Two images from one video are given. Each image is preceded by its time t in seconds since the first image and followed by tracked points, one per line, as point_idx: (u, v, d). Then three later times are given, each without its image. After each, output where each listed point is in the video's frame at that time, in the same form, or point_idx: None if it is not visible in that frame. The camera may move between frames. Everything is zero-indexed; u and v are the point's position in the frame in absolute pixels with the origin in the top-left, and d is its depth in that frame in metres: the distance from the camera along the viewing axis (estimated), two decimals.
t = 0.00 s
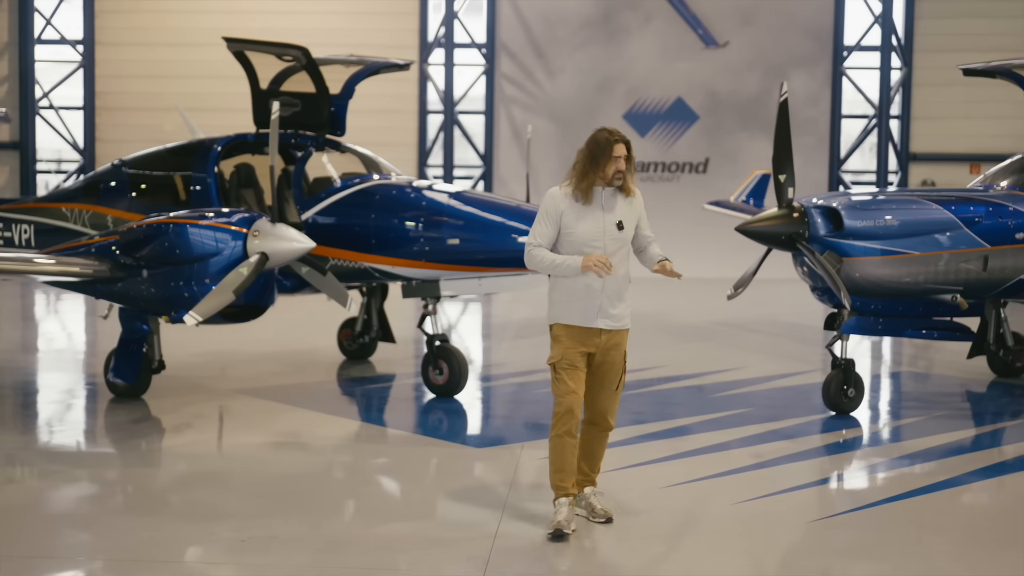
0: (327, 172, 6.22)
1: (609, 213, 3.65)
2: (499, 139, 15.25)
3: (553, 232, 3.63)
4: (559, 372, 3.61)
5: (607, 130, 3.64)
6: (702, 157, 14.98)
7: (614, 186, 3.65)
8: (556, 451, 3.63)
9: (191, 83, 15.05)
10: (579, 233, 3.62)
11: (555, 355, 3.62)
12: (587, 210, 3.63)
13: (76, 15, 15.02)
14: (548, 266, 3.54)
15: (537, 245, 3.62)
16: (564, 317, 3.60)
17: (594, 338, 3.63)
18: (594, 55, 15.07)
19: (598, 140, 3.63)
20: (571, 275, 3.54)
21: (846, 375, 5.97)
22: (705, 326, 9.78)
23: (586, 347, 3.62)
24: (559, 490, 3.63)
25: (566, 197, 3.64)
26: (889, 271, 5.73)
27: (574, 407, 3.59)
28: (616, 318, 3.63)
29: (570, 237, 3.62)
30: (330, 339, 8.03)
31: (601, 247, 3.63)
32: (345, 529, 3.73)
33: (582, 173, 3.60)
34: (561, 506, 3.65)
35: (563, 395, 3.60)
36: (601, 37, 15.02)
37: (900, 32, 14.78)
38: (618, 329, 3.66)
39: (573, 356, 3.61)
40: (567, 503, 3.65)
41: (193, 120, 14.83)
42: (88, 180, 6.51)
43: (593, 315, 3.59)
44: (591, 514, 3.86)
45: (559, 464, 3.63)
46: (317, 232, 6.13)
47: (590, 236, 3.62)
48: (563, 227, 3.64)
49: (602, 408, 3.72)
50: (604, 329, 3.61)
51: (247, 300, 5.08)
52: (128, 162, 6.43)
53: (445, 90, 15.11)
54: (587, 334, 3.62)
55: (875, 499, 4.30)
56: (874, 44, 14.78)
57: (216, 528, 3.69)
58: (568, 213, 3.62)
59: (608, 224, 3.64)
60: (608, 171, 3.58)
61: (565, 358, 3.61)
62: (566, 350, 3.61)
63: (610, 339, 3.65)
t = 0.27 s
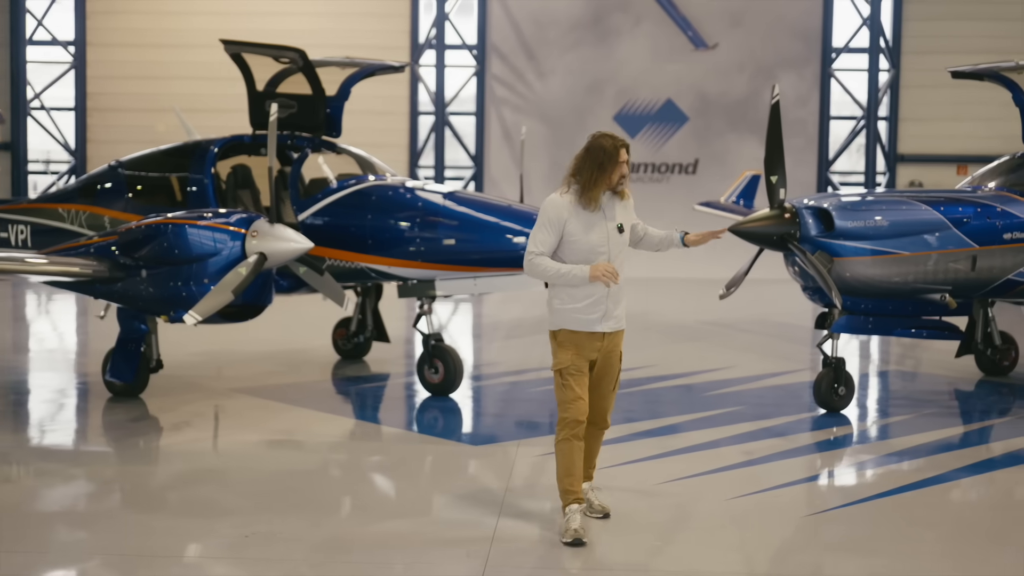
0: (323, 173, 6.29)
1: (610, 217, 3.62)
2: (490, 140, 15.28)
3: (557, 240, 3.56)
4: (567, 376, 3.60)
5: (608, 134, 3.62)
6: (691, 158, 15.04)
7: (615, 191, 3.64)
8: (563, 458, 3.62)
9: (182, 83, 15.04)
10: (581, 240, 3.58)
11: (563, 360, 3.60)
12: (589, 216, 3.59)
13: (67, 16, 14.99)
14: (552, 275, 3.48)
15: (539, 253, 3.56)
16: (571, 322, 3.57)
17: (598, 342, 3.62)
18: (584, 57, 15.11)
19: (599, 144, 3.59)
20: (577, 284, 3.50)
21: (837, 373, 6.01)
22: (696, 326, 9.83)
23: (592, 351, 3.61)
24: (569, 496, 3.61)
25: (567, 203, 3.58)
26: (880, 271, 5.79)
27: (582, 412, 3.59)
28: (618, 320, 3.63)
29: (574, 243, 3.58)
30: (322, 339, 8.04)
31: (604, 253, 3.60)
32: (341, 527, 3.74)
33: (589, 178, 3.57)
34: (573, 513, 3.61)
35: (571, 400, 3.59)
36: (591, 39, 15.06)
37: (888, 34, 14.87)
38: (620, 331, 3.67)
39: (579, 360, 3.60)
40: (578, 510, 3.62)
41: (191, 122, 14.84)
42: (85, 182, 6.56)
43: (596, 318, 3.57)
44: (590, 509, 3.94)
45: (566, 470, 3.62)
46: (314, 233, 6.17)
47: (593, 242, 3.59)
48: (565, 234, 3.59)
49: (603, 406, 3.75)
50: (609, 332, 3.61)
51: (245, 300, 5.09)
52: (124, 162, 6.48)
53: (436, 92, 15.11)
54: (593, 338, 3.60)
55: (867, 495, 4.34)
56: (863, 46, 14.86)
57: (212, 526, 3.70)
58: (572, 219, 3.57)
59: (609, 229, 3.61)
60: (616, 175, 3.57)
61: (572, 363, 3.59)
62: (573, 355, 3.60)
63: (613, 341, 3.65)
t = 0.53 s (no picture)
0: (315, 174, 6.25)
1: (601, 213, 3.65)
2: (478, 141, 15.30)
3: (554, 239, 3.56)
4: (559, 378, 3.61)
5: (594, 130, 3.63)
6: (679, 159, 15.11)
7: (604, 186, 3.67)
8: (553, 459, 3.65)
9: (171, 84, 15.01)
10: (577, 238, 3.59)
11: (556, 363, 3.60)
12: (583, 214, 3.60)
13: (55, 16, 14.94)
14: (557, 274, 3.48)
15: (538, 253, 3.54)
16: (564, 324, 3.57)
17: (591, 342, 3.63)
18: (572, 58, 15.15)
19: (589, 141, 3.59)
20: (580, 281, 3.52)
21: (824, 372, 6.06)
22: (684, 326, 9.89)
23: (584, 351, 3.62)
24: (561, 497, 3.64)
25: (562, 202, 3.58)
26: (868, 271, 5.84)
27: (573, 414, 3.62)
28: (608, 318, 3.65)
29: (571, 242, 3.59)
30: (313, 339, 8.05)
31: (598, 249, 3.63)
32: (334, 525, 3.76)
33: (582, 175, 3.56)
34: (566, 512, 3.66)
35: (564, 402, 3.61)
36: (579, 41, 15.11)
37: (874, 36, 14.96)
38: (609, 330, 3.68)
39: (572, 361, 3.61)
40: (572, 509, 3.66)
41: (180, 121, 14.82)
42: (77, 183, 6.59)
43: (589, 318, 3.59)
44: (581, 506, 3.98)
45: (557, 472, 3.64)
46: (306, 233, 6.17)
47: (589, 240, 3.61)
48: (561, 233, 3.59)
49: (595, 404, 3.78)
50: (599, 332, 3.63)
51: (238, 301, 5.09)
52: (116, 164, 6.50)
53: (424, 93, 15.12)
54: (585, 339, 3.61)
55: (854, 493, 4.39)
56: (849, 47, 14.95)
57: (205, 525, 3.71)
58: (568, 217, 3.57)
59: (602, 225, 3.64)
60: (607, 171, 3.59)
61: (565, 365, 3.60)
62: (565, 357, 3.60)
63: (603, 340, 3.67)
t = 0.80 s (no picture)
0: (301, 175, 6.29)
1: (580, 215, 3.69)
2: (461, 142, 15.33)
3: (535, 241, 3.57)
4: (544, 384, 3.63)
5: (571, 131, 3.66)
6: (661, 159, 15.20)
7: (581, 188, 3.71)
8: (536, 462, 3.69)
9: (154, 85, 14.97)
10: (556, 240, 3.62)
11: (539, 368, 3.62)
12: (562, 216, 3.64)
13: (37, 17, 14.86)
14: (539, 277, 3.50)
15: (519, 256, 3.55)
16: (547, 329, 3.59)
17: (574, 344, 3.65)
18: (555, 59, 15.21)
19: (567, 143, 3.62)
20: (562, 283, 3.54)
21: (806, 371, 6.13)
22: (667, 326, 9.95)
23: (568, 354, 3.64)
24: (546, 494, 3.69)
25: (542, 204, 3.60)
26: (848, 271, 5.92)
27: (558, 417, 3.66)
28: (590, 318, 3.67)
29: (551, 244, 3.62)
30: (298, 339, 8.07)
31: (578, 251, 3.67)
32: (321, 523, 3.78)
33: (561, 177, 3.59)
34: (552, 508, 3.70)
35: (547, 405, 3.64)
36: (562, 42, 15.17)
37: (855, 37, 15.09)
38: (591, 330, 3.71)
39: (557, 364, 3.63)
40: (557, 506, 3.70)
41: (165, 122, 14.78)
42: (62, 184, 6.63)
43: (572, 321, 3.61)
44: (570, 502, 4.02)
45: (540, 473, 3.69)
46: (291, 234, 6.19)
47: (568, 242, 3.63)
48: (541, 236, 3.61)
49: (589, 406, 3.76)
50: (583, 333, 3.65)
51: (225, 301, 5.11)
52: (101, 165, 6.55)
53: (408, 93, 15.16)
54: (569, 341, 3.63)
55: (835, 489, 4.46)
56: (829, 49, 15.07)
57: (192, 523, 3.73)
58: (547, 219, 3.60)
59: (581, 226, 3.68)
60: (584, 171, 3.62)
61: (549, 369, 3.62)
62: (549, 360, 3.62)
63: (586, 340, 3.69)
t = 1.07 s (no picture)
0: (284, 175, 6.32)
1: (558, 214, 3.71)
2: (444, 142, 15.36)
3: (510, 243, 3.61)
4: (520, 384, 3.66)
5: (546, 132, 3.69)
6: (643, 160, 15.29)
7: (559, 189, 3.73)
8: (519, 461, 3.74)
9: (136, 85, 14.93)
10: (533, 240, 3.66)
11: (514, 369, 3.66)
12: (538, 216, 3.67)
13: (18, 17, 14.78)
14: (513, 278, 3.54)
15: (495, 257, 3.59)
16: (522, 331, 3.61)
17: (551, 345, 3.64)
18: (537, 59, 15.26)
19: (539, 143, 3.64)
20: (538, 284, 3.57)
21: (785, 369, 6.21)
22: (650, 325, 10.02)
23: (544, 355, 3.64)
24: (529, 490, 3.76)
25: (516, 205, 3.64)
26: (827, 270, 6.00)
27: (535, 417, 3.68)
28: (569, 319, 3.66)
29: (527, 245, 3.65)
30: (282, 339, 8.08)
31: (556, 251, 3.69)
32: (306, 521, 3.81)
33: (535, 178, 3.62)
34: (534, 504, 3.76)
35: (522, 405, 3.67)
36: (544, 42, 15.23)
37: (834, 38, 15.22)
38: (572, 331, 3.69)
39: (533, 365, 3.65)
40: (540, 502, 3.76)
41: (149, 123, 14.75)
42: (47, 185, 6.65)
43: (549, 323, 3.61)
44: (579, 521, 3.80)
45: (523, 472, 3.74)
46: (276, 234, 6.22)
47: (545, 243, 3.66)
48: (517, 236, 3.65)
49: (573, 408, 3.69)
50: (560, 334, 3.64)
51: (210, 301, 5.12)
52: (85, 166, 6.56)
53: (391, 94, 15.18)
54: (546, 342, 3.63)
55: (813, 485, 4.54)
56: (810, 50, 15.20)
57: (177, 522, 3.75)
58: (522, 220, 3.64)
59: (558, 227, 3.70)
60: (559, 172, 3.64)
61: (524, 369, 3.65)
62: (524, 361, 3.64)
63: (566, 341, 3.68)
